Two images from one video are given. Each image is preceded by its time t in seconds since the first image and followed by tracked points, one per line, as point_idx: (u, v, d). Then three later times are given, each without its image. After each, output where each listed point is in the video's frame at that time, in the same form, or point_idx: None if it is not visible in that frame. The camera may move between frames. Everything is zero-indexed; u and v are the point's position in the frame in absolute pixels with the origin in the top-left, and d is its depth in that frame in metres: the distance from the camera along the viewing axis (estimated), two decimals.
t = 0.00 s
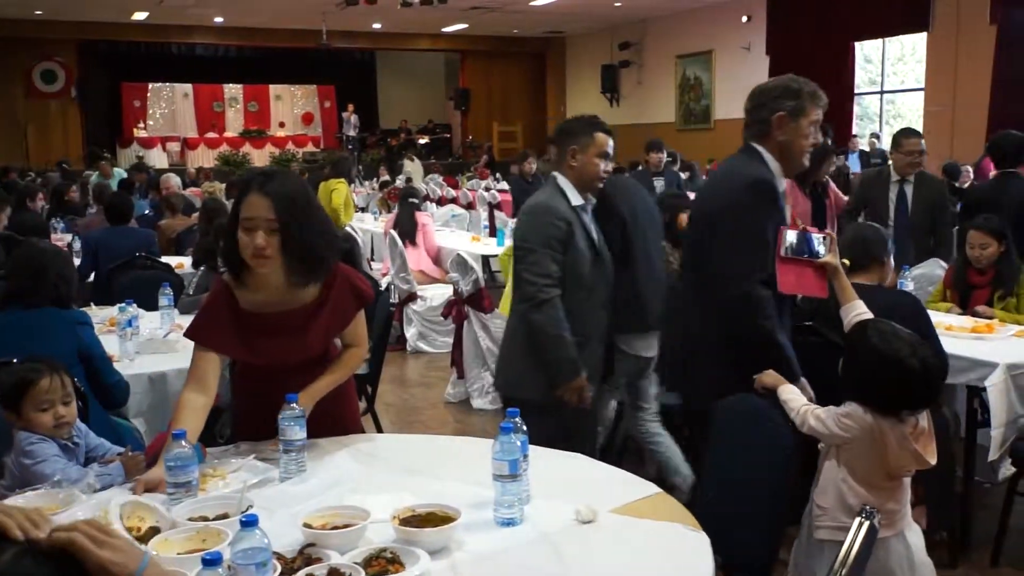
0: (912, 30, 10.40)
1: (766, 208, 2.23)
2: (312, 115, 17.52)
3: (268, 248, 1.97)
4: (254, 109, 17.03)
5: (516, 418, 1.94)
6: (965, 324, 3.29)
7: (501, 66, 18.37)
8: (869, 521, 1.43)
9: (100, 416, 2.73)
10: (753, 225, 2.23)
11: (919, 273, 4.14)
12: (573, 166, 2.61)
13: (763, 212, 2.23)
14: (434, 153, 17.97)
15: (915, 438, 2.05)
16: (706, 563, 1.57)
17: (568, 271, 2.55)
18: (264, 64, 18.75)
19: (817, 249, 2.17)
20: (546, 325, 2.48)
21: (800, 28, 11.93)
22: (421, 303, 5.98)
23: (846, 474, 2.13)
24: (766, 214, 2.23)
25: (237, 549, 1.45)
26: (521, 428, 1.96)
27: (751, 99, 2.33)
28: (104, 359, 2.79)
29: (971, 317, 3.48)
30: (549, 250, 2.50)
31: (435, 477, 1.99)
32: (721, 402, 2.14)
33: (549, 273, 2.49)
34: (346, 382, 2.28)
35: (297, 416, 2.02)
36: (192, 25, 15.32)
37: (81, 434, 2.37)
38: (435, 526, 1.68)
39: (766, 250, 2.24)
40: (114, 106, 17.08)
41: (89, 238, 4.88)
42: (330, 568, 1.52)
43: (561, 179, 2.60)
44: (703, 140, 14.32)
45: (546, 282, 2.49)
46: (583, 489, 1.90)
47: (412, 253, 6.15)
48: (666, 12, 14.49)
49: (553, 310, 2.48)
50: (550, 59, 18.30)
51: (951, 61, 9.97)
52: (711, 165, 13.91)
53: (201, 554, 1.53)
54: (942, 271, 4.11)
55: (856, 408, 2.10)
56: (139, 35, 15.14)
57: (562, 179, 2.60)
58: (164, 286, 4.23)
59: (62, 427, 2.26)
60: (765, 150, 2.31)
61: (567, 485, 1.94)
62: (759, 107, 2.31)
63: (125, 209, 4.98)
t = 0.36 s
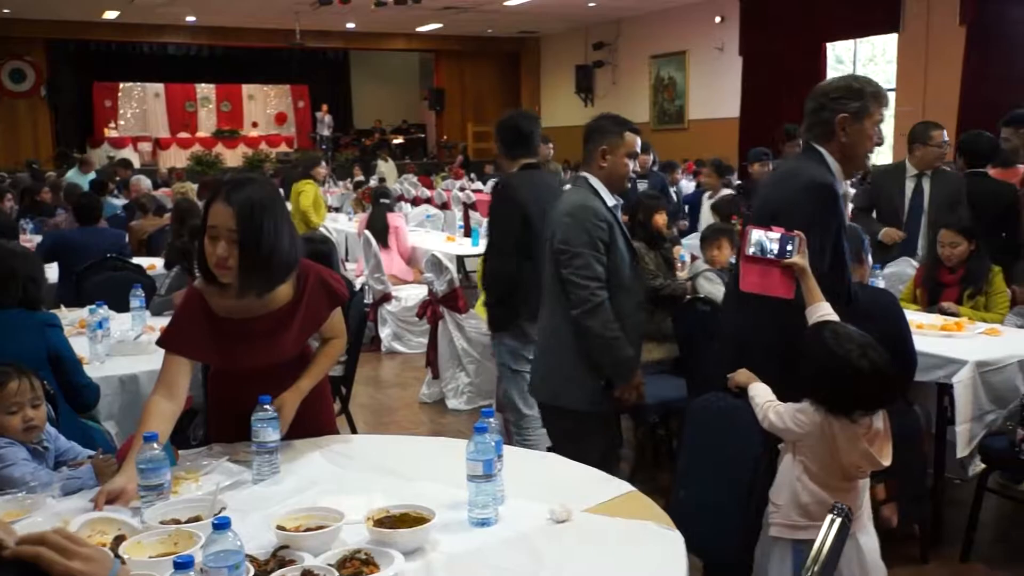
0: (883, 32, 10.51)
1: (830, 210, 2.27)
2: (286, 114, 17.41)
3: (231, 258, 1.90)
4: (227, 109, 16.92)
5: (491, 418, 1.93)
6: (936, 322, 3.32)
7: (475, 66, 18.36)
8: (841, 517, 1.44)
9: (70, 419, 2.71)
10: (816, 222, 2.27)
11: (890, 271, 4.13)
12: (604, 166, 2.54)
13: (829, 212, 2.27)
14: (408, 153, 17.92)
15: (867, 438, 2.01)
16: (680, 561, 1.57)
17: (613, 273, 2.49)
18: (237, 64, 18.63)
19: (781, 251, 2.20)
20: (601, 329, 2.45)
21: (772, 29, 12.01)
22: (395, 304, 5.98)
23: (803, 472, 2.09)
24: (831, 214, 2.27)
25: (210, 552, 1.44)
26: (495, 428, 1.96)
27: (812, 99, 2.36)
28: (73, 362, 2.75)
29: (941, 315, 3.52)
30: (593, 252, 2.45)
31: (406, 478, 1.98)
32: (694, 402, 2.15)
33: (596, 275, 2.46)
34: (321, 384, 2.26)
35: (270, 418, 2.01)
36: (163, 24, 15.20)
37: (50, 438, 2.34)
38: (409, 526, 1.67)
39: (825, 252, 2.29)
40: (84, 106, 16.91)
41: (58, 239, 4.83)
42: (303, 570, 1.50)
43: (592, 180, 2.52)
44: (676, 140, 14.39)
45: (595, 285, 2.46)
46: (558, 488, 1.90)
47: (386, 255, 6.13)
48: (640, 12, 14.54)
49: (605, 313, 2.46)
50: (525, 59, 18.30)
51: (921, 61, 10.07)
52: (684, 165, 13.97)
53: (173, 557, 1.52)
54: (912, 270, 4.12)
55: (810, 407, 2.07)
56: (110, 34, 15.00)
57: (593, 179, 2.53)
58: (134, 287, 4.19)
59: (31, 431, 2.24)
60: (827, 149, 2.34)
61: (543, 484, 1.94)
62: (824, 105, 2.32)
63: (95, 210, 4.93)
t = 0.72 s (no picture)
0: (841, 34, 10.65)
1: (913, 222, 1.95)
2: (246, 114, 17.24)
3: (191, 267, 1.88)
4: (186, 108, 16.73)
5: (453, 418, 1.93)
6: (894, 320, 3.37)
7: (436, 66, 18.33)
8: (798, 512, 1.45)
9: (24, 424, 2.66)
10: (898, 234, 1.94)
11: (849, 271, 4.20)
12: (645, 164, 2.56)
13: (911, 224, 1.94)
14: (371, 154, 17.84)
15: (820, 437, 1.99)
16: (642, 560, 1.58)
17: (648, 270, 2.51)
18: (196, 63, 18.44)
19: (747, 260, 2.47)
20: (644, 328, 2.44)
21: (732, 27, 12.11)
22: (358, 304, 5.96)
23: (756, 468, 2.03)
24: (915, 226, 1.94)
25: (168, 557, 1.43)
26: (457, 427, 1.96)
27: (884, 96, 2.06)
28: (27, 365, 2.71)
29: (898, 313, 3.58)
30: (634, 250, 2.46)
31: (367, 479, 1.97)
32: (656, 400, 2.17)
33: (634, 271, 2.44)
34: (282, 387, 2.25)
35: (230, 420, 2.00)
36: (120, 23, 15.01)
37: (5, 443, 2.30)
38: (372, 527, 1.67)
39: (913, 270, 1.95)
40: (39, 105, 16.63)
41: (11, 242, 4.75)
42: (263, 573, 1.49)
43: (627, 178, 2.55)
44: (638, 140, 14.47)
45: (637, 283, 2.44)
46: (520, 488, 1.91)
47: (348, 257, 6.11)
48: (600, 12, 14.60)
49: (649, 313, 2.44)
50: (487, 59, 18.30)
51: (877, 62, 10.21)
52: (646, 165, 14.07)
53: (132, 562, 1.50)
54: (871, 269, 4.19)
55: (761, 407, 2.03)
56: (65, 32, 14.78)
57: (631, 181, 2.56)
58: (90, 289, 4.13)
59: None
60: (905, 151, 2.04)
61: (506, 484, 1.95)
62: (900, 101, 2.02)
63: (49, 211, 4.85)
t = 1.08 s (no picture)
0: (806, 35, 10.76)
1: (1006, 217, 1.90)
2: (213, 113, 17.11)
3: (166, 260, 1.86)
4: (151, 107, 16.54)
5: (422, 418, 1.93)
6: (858, 317, 3.41)
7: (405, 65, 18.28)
8: (765, 508, 1.47)
9: None
10: (985, 229, 1.90)
11: (815, 270, 4.30)
12: (696, 158, 2.57)
13: (998, 218, 1.90)
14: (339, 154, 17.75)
15: (792, 436, 2.11)
16: (611, 558, 1.58)
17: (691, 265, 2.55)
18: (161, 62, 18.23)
19: (713, 251, 2.35)
20: (670, 325, 2.50)
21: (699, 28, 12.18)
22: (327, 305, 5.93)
23: (726, 469, 2.15)
24: (1006, 221, 1.90)
25: (133, 561, 1.41)
26: (427, 428, 1.95)
27: (978, 93, 2.02)
28: None
29: (862, 311, 3.62)
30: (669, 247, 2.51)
31: (336, 481, 1.96)
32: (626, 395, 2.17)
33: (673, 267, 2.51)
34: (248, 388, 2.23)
35: (196, 422, 1.97)
36: (84, 21, 14.83)
37: None
38: (340, 529, 1.66)
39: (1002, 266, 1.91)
40: None
41: None
42: None
43: (674, 172, 2.58)
44: (606, 140, 14.52)
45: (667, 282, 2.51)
46: (489, 487, 1.91)
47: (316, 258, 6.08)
48: (568, 13, 14.64)
49: (676, 310, 2.50)
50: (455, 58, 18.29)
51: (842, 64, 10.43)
52: (614, 165, 14.11)
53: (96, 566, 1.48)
54: (836, 267, 4.29)
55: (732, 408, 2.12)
56: (27, 29, 14.56)
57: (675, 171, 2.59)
58: (53, 290, 4.07)
59: None
60: (997, 147, 1.99)
61: (476, 484, 1.94)
62: (992, 99, 1.99)
63: (11, 211, 4.78)
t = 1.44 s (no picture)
0: (772, 36, 10.85)
1: None
2: (178, 113, 16.93)
3: (150, 242, 1.87)
4: (115, 106, 16.32)
5: (390, 419, 1.92)
6: (823, 315, 3.44)
7: (372, 64, 18.21)
8: (732, 506, 1.48)
9: None
10: None
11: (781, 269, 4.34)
12: (755, 163, 2.47)
13: None
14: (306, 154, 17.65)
15: (765, 433, 2.12)
16: (579, 558, 1.59)
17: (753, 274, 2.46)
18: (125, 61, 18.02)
19: (678, 253, 2.41)
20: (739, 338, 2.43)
21: (666, 28, 12.24)
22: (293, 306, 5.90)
23: (698, 467, 2.16)
24: None
25: (97, 566, 1.40)
26: (394, 428, 1.95)
27: None
28: None
29: (827, 309, 3.65)
30: (740, 256, 2.41)
31: (304, 483, 1.95)
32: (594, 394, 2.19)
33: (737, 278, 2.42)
34: (216, 390, 2.21)
35: (162, 425, 1.95)
36: (45, 19, 14.63)
37: None
38: (307, 531, 1.65)
39: None
40: None
41: None
42: None
43: (736, 178, 2.46)
44: (574, 139, 14.57)
45: (735, 291, 2.43)
46: (457, 488, 1.91)
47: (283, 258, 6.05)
48: (535, 13, 14.66)
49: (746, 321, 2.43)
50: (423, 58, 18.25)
51: (806, 65, 10.49)
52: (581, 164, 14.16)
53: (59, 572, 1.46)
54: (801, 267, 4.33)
55: (706, 405, 2.14)
56: None
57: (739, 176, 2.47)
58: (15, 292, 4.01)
59: None
60: None
61: (443, 484, 1.94)
62: None
63: None
